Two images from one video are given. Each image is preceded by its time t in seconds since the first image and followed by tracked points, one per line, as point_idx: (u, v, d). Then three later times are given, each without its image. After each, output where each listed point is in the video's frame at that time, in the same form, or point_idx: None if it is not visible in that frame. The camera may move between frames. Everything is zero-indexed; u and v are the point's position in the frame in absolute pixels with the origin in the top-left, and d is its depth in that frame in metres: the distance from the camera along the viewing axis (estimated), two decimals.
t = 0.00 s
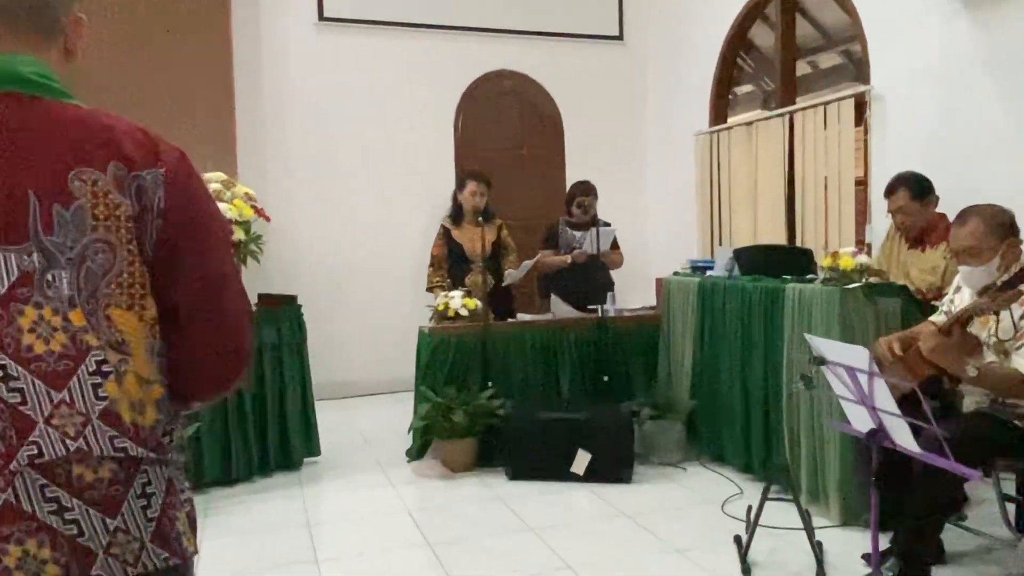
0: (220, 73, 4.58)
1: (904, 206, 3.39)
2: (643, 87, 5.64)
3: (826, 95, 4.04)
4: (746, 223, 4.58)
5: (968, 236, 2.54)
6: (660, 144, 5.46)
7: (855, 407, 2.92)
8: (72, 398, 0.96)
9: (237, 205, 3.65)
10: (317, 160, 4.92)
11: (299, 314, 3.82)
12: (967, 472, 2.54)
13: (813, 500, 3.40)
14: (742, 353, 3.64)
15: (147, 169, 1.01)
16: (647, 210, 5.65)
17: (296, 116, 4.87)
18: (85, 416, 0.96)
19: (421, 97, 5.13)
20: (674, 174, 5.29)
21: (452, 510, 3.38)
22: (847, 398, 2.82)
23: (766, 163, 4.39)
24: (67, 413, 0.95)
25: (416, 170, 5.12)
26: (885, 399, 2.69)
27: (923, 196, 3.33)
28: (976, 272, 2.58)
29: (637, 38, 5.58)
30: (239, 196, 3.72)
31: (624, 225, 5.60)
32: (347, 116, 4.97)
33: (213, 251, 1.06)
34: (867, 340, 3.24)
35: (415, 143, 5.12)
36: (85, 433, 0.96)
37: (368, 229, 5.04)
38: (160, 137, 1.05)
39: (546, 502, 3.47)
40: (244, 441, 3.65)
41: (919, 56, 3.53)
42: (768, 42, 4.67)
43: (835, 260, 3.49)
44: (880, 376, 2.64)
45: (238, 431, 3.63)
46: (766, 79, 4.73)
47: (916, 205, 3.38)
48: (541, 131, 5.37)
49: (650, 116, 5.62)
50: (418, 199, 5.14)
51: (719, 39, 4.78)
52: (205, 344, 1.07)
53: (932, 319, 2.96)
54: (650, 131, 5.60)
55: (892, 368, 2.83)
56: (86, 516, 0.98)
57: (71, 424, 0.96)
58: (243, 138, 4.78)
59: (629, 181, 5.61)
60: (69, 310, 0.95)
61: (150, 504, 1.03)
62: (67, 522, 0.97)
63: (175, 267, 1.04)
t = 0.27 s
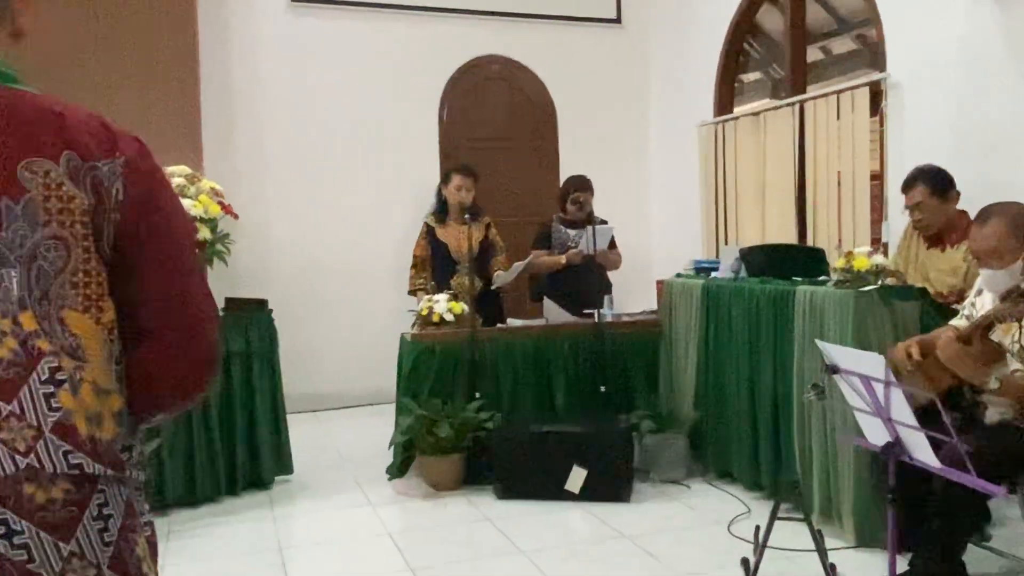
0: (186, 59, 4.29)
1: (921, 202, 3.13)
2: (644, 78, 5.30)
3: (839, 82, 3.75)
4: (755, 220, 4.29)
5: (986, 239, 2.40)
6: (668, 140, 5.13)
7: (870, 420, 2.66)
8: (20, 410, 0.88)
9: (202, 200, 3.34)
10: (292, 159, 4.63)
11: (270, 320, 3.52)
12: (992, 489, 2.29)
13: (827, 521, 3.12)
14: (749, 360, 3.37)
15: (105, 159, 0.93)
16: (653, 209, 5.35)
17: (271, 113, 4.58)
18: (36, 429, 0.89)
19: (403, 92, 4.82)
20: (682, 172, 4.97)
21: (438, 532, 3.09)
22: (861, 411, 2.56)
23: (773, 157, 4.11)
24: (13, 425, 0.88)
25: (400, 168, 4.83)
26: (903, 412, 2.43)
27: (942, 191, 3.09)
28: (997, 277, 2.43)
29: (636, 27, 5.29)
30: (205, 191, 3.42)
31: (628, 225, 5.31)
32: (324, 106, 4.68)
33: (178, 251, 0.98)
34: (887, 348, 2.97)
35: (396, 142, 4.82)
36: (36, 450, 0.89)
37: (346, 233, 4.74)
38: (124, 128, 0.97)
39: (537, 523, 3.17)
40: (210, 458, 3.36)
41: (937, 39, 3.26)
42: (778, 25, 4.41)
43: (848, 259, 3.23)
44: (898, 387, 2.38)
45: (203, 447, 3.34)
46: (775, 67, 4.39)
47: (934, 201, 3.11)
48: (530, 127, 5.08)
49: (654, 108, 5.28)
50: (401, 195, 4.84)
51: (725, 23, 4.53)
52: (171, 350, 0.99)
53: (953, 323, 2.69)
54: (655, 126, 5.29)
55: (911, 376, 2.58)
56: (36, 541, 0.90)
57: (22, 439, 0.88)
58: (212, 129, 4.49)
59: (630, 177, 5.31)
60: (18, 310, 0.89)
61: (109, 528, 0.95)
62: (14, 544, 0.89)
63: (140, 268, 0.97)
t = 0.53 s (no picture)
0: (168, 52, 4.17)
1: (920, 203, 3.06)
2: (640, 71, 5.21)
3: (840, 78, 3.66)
4: (754, 218, 4.20)
5: (989, 239, 2.28)
6: (665, 135, 5.04)
7: (871, 423, 2.54)
8: None
9: (182, 199, 3.22)
10: (279, 154, 4.52)
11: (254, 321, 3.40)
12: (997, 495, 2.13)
13: (829, 529, 3.02)
14: (747, 363, 3.27)
15: (77, 154, 0.90)
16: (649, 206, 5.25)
17: (257, 108, 4.47)
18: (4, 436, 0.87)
19: (392, 87, 4.71)
20: (680, 168, 4.89)
21: (427, 541, 2.98)
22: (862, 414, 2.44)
23: (772, 153, 4.02)
24: None
25: (387, 165, 4.72)
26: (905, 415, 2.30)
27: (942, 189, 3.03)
28: (1002, 278, 2.31)
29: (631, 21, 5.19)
30: (185, 189, 3.30)
31: (625, 223, 5.20)
32: (310, 101, 4.56)
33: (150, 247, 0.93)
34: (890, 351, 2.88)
35: (384, 137, 4.71)
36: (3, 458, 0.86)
37: (332, 230, 4.62)
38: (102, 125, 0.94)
39: (530, 531, 3.06)
40: (190, 465, 3.24)
41: (943, 31, 3.17)
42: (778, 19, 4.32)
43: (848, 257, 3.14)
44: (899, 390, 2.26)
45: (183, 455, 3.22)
46: (774, 62, 4.30)
47: (933, 200, 3.05)
48: (521, 124, 4.97)
49: (650, 104, 5.19)
50: (389, 194, 4.73)
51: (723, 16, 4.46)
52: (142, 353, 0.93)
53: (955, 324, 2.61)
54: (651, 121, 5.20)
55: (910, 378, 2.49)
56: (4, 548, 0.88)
57: None
58: (195, 124, 4.37)
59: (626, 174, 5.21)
60: None
61: (82, 536, 0.93)
62: None
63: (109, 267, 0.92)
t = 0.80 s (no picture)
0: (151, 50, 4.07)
1: (920, 202, 2.95)
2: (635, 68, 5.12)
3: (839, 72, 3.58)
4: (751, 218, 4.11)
5: (999, 238, 2.18)
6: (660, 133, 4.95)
7: (876, 428, 2.43)
8: None
9: (161, 196, 3.14)
10: (267, 154, 4.43)
11: (235, 323, 3.30)
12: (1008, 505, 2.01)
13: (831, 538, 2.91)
14: (745, 366, 3.17)
15: (57, 151, 0.95)
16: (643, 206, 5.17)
17: (245, 107, 4.38)
18: None
19: (382, 86, 4.63)
20: (674, 168, 4.80)
21: (414, 551, 2.86)
22: (867, 420, 2.36)
23: (769, 149, 3.93)
24: None
25: (377, 165, 4.63)
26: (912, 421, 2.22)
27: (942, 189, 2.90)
28: (1011, 277, 2.20)
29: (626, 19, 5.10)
30: (163, 186, 3.23)
31: (618, 223, 5.11)
32: (299, 100, 4.48)
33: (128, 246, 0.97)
34: (893, 353, 2.78)
35: (375, 137, 4.62)
36: None
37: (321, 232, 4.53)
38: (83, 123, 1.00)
39: (521, 540, 2.95)
40: (168, 473, 3.13)
41: (944, 24, 3.09)
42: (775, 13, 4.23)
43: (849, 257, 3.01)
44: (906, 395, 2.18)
45: (160, 461, 3.12)
46: (772, 55, 4.27)
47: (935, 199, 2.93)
48: (514, 123, 4.88)
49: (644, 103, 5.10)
50: (379, 195, 4.64)
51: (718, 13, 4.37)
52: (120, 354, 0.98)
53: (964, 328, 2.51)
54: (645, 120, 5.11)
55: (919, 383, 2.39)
56: None
57: None
58: (180, 122, 4.28)
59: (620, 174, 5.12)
60: None
61: (59, 546, 0.95)
62: None
63: (89, 265, 0.96)
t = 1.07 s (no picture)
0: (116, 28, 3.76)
1: (946, 194, 2.68)
2: (639, 57, 4.85)
3: (862, 54, 3.35)
4: (765, 209, 3.86)
5: None
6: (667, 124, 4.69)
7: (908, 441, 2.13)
8: None
9: (121, 188, 2.84)
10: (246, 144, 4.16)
11: (203, 327, 3.01)
12: None
13: (856, 563, 2.64)
14: (760, 372, 2.90)
15: (6, 143, 0.96)
16: (648, 203, 4.90)
17: (222, 92, 4.11)
18: None
19: (370, 73, 4.36)
20: (682, 160, 4.55)
21: None
22: (896, 433, 2.05)
23: (787, 141, 3.69)
24: None
25: (365, 157, 4.36)
26: (945, 432, 1.91)
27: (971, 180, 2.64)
28: None
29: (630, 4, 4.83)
30: (124, 176, 2.92)
31: (621, 220, 4.84)
32: (280, 87, 4.21)
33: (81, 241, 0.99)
34: (925, 360, 2.51)
35: (362, 126, 4.35)
36: None
37: (303, 227, 4.26)
38: (38, 114, 1.02)
39: (518, 565, 2.68)
40: (128, 492, 2.85)
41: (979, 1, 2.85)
42: None
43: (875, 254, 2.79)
44: (939, 404, 1.88)
45: (121, 480, 2.83)
46: (791, 33, 4.12)
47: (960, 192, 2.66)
48: (509, 113, 4.61)
49: (649, 93, 4.84)
50: (366, 189, 4.37)
51: None
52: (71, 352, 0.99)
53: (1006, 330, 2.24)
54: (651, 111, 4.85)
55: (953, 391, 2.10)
56: None
57: None
58: (152, 109, 4.00)
59: (623, 168, 4.84)
60: None
61: (7, 569, 1.01)
62: None
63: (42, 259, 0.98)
